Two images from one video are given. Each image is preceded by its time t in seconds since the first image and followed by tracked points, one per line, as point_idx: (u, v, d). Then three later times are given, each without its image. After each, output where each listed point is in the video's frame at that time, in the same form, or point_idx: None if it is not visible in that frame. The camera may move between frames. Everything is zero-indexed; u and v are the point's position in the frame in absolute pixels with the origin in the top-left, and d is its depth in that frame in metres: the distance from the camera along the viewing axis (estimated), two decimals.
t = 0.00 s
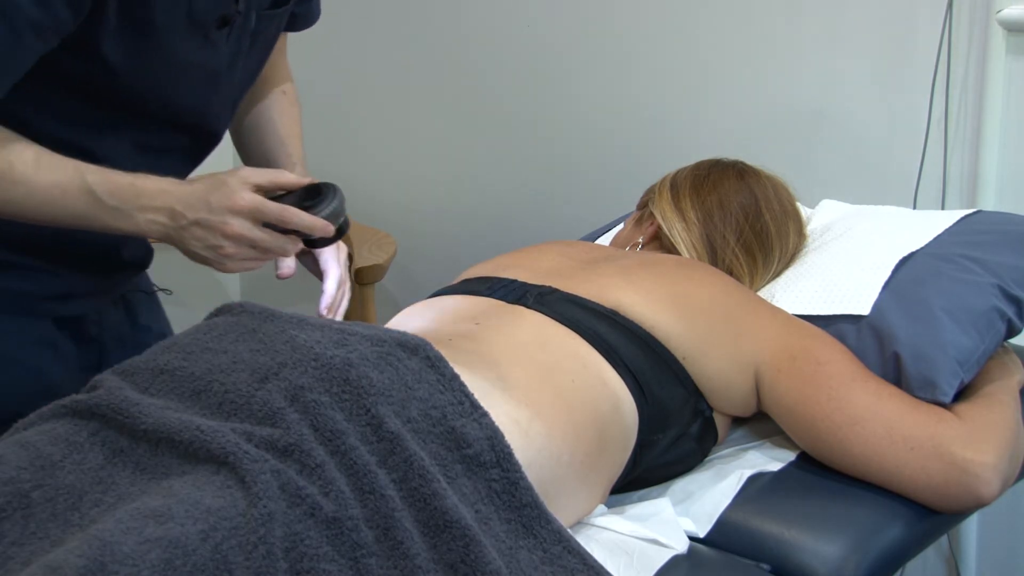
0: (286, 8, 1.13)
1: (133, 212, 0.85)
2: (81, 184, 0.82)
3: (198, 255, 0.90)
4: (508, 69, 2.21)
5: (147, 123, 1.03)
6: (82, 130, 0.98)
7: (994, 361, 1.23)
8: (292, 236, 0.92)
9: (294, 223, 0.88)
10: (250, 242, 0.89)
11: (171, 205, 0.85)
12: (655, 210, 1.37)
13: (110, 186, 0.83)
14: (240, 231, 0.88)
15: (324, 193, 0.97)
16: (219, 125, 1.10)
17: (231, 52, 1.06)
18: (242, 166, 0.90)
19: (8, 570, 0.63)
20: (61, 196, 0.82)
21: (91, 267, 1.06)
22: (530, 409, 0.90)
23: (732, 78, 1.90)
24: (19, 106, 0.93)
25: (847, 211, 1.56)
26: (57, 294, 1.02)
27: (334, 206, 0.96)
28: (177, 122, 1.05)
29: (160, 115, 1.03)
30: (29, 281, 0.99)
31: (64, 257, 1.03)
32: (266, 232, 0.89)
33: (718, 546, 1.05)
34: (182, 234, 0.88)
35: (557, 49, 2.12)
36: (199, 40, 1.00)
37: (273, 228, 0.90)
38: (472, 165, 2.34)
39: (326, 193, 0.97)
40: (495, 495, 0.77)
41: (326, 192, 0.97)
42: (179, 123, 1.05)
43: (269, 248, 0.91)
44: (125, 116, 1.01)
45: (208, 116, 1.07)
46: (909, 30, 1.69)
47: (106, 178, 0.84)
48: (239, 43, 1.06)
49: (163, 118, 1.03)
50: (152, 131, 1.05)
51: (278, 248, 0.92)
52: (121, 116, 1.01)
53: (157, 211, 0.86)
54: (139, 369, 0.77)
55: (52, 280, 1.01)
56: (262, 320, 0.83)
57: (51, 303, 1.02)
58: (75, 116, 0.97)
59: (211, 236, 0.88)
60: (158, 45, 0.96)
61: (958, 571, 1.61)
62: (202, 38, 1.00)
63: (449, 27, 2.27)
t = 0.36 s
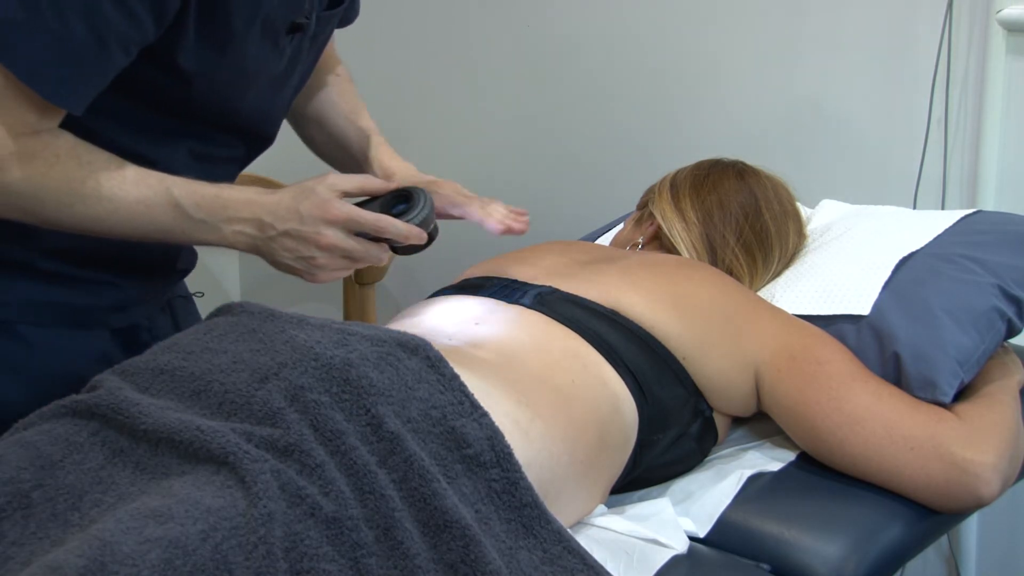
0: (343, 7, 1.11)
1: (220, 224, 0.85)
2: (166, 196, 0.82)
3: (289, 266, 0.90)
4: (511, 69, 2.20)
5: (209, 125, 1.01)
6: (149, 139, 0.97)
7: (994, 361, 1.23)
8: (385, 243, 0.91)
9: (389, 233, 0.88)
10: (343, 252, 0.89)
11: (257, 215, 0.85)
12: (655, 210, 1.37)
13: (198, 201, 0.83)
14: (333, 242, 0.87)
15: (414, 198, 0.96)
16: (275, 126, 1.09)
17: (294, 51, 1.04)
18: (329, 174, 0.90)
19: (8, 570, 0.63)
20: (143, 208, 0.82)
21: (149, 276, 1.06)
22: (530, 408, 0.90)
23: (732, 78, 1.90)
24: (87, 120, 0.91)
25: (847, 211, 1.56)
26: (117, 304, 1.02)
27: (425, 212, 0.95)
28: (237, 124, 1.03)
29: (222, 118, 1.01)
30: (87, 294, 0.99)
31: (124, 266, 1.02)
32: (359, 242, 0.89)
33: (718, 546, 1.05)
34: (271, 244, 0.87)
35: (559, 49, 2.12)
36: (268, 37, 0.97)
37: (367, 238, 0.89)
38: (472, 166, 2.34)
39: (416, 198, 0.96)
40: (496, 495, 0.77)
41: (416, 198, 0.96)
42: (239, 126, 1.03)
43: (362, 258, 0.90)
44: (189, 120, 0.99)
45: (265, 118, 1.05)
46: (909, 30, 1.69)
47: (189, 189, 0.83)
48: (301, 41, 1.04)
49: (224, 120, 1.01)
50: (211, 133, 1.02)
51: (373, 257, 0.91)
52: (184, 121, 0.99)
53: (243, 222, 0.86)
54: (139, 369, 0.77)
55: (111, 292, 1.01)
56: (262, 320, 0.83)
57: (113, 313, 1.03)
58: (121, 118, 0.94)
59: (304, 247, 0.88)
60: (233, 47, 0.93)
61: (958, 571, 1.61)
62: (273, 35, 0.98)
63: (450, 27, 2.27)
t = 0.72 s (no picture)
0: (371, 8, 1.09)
1: (252, 220, 0.86)
2: (201, 191, 0.82)
3: (322, 264, 0.92)
4: (512, 69, 2.20)
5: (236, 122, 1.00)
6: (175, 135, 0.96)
7: (994, 361, 1.23)
8: (418, 241, 0.94)
9: (423, 231, 0.89)
10: (367, 249, 0.90)
11: (290, 213, 0.87)
12: (655, 210, 1.37)
13: (234, 197, 0.84)
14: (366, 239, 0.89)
15: (445, 198, 0.98)
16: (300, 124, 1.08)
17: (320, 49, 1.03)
18: (361, 173, 0.92)
19: (8, 570, 0.62)
20: (177, 203, 0.81)
21: (170, 279, 1.05)
22: (530, 408, 0.90)
23: (733, 78, 1.90)
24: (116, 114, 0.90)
25: (847, 211, 1.56)
26: (133, 309, 1.02)
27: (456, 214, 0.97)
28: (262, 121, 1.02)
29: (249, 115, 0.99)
30: (104, 297, 0.98)
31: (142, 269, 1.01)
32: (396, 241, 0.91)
33: (717, 546, 1.05)
34: (303, 241, 0.89)
35: (561, 49, 2.12)
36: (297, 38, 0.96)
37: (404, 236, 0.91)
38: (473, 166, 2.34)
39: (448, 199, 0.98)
40: (496, 495, 0.77)
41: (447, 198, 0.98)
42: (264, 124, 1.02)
43: (394, 256, 0.92)
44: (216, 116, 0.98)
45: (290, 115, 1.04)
46: (909, 30, 1.69)
47: (224, 184, 0.84)
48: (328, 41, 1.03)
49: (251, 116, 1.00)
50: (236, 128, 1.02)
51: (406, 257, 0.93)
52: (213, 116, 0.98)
53: (276, 219, 0.87)
54: (139, 369, 0.77)
55: (129, 296, 1.00)
56: (262, 320, 0.83)
57: (129, 318, 1.02)
58: (148, 115, 0.93)
59: (336, 244, 0.90)
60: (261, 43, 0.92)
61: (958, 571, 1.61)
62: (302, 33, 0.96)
63: (450, 27, 2.27)
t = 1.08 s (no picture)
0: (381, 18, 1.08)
1: (265, 230, 0.85)
2: (215, 201, 0.82)
3: (331, 275, 0.90)
4: (513, 69, 2.20)
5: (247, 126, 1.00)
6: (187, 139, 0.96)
7: (994, 361, 1.23)
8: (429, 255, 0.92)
9: (435, 244, 0.88)
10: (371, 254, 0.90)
11: (303, 223, 0.85)
12: (655, 210, 1.37)
13: (246, 207, 0.83)
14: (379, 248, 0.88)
15: (457, 209, 0.95)
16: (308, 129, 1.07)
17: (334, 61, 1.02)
18: (372, 184, 0.91)
19: (8, 570, 0.62)
20: (191, 213, 0.81)
21: (173, 280, 1.05)
22: (530, 408, 0.90)
23: (733, 78, 1.90)
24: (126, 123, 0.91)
25: (847, 211, 1.56)
26: (137, 309, 1.02)
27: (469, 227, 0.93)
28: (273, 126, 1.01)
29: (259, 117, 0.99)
30: (108, 298, 0.98)
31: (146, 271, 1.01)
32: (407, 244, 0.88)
33: (717, 546, 1.05)
34: (314, 252, 0.88)
35: (562, 49, 2.12)
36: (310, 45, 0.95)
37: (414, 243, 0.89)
38: (473, 166, 2.34)
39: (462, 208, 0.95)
40: (496, 495, 0.77)
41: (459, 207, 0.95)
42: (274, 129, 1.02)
43: (405, 270, 0.90)
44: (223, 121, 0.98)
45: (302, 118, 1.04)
46: (909, 29, 1.69)
47: (239, 197, 0.83)
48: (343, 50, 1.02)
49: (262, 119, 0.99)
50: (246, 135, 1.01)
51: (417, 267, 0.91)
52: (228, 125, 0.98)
53: (288, 229, 0.86)
54: (139, 369, 0.77)
55: (132, 296, 1.00)
56: (261, 320, 0.83)
57: (133, 318, 1.02)
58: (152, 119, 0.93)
59: (347, 256, 0.88)
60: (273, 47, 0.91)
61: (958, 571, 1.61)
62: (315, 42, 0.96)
63: (451, 27, 2.27)
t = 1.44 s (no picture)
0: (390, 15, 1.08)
1: (267, 239, 0.85)
2: (218, 212, 0.82)
3: (333, 281, 0.91)
4: (513, 70, 2.20)
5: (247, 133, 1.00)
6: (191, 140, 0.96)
7: (994, 361, 1.23)
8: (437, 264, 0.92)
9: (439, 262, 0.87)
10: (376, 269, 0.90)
11: (305, 233, 0.85)
12: (655, 210, 1.37)
13: (246, 215, 0.83)
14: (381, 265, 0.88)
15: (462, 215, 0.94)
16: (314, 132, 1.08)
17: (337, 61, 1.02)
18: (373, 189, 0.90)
19: (8, 570, 0.62)
20: (193, 223, 0.82)
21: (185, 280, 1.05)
22: (530, 408, 0.90)
23: (732, 78, 1.90)
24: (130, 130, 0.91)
25: (847, 211, 1.56)
26: (146, 308, 1.01)
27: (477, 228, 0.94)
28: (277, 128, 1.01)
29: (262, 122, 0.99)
30: (114, 297, 0.98)
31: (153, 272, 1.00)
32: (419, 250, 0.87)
33: (717, 546, 1.05)
34: (318, 259, 0.88)
35: (562, 50, 2.11)
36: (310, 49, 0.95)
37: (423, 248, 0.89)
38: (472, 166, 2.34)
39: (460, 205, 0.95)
40: (495, 495, 0.77)
41: (454, 203, 0.96)
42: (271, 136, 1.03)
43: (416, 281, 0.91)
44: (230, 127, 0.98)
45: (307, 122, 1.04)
46: (909, 29, 1.69)
47: (241, 208, 0.83)
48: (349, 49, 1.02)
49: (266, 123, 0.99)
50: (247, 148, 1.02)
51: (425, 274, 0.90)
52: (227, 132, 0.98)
53: (293, 239, 0.86)
54: (139, 369, 0.77)
55: (140, 295, 1.00)
56: (262, 320, 0.83)
57: (145, 316, 1.01)
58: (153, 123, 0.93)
59: (348, 263, 0.88)
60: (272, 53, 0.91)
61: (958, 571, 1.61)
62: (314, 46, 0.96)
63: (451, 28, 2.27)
